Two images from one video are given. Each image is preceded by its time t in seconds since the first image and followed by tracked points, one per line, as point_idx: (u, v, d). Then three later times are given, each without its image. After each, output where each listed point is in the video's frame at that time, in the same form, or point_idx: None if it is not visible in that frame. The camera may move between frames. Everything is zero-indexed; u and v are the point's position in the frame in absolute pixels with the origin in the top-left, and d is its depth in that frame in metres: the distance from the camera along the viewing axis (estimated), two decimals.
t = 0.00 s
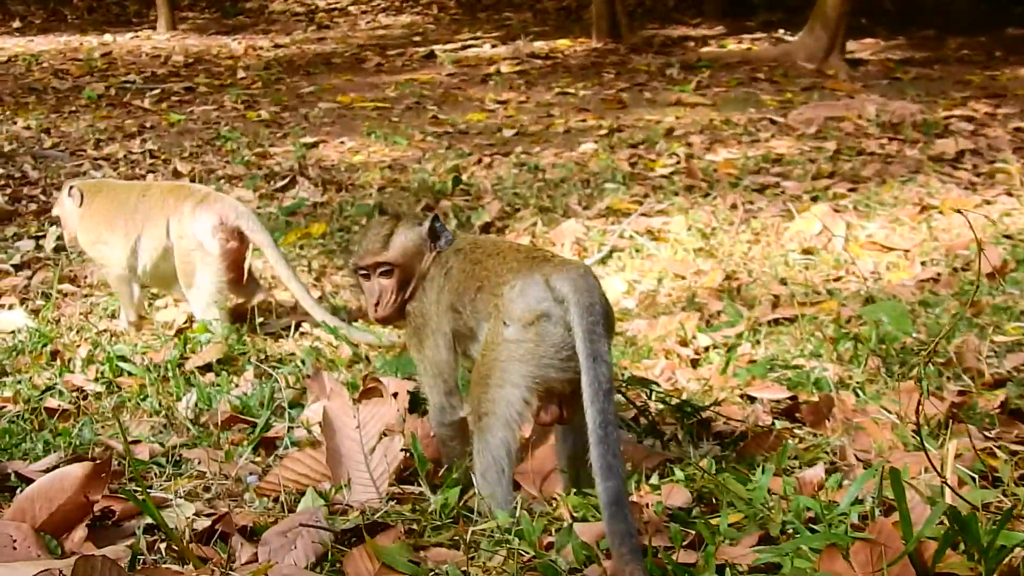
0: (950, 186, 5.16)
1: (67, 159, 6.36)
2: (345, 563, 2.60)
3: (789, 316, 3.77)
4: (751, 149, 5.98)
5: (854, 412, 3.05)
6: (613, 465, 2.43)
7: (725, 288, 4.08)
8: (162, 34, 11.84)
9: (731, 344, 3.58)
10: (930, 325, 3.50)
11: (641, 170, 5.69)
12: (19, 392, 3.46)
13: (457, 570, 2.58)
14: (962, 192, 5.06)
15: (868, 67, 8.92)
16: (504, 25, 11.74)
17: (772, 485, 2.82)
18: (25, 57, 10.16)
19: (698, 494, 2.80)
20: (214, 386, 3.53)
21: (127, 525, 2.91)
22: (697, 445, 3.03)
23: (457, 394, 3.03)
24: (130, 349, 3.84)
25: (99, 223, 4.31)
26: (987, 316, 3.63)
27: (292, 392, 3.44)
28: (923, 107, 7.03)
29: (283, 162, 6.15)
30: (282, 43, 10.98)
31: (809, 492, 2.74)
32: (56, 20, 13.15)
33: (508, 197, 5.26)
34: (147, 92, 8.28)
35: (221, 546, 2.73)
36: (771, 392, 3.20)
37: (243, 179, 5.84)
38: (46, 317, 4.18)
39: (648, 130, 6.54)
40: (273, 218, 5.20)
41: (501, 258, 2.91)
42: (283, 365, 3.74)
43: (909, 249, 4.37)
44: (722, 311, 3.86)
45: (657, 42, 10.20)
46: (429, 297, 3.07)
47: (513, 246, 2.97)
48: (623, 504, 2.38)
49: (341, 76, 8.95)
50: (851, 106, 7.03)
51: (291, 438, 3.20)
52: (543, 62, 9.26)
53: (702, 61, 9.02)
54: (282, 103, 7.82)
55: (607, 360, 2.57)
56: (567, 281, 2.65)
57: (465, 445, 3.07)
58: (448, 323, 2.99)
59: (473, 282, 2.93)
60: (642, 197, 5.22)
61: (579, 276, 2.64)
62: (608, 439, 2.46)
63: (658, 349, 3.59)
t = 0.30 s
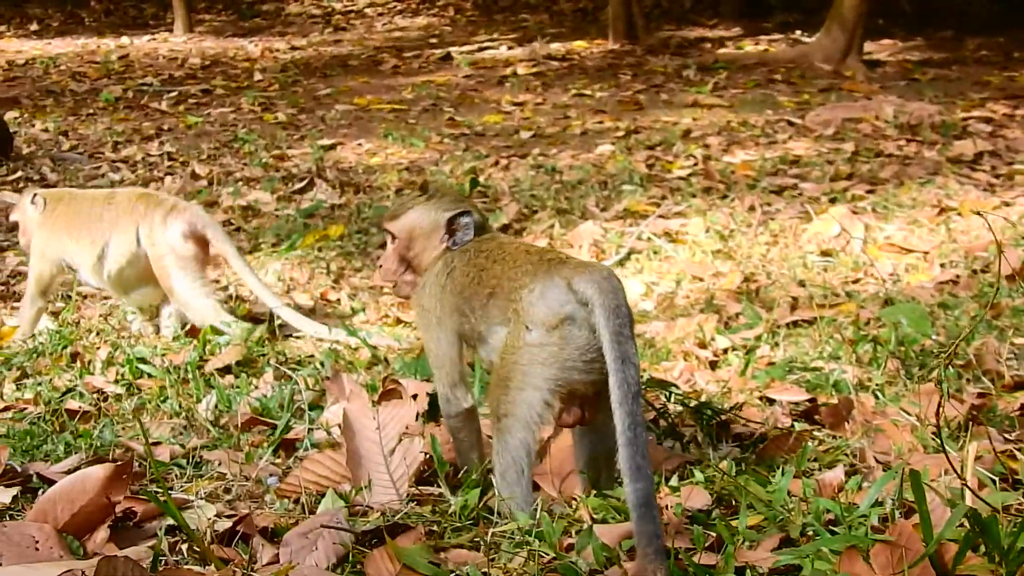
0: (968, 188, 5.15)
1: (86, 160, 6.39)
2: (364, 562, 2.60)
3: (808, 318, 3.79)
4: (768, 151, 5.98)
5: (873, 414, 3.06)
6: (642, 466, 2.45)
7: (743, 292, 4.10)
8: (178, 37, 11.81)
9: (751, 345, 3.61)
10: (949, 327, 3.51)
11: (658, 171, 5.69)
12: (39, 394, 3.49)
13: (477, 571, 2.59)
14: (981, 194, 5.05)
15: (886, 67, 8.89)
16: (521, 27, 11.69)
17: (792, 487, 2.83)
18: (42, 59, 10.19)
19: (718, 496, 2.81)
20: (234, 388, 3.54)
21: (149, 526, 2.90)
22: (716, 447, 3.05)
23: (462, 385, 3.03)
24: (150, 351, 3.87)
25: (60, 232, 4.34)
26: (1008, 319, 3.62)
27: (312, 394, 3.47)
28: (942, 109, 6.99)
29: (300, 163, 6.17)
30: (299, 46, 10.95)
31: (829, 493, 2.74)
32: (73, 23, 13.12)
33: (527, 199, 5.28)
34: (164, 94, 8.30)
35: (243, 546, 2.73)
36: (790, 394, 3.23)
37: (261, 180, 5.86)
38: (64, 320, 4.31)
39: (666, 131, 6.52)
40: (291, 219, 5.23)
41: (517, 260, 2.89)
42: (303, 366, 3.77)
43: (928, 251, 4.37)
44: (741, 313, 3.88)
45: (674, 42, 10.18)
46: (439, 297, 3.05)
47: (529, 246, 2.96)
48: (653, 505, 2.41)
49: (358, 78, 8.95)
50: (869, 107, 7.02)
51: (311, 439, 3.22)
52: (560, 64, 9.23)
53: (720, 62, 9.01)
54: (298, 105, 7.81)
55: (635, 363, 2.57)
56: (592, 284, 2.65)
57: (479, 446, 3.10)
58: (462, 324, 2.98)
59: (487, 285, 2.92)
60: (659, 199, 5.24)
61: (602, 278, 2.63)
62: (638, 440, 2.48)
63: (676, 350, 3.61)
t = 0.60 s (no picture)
0: (994, 190, 5.12)
1: (112, 160, 6.43)
2: (388, 562, 2.57)
3: (833, 319, 3.81)
4: (794, 152, 5.98)
5: (897, 414, 3.06)
6: (665, 472, 2.42)
7: (768, 292, 4.12)
8: (205, 38, 11.85)
9: (776, 346, 3.62)
10: (973, 328, 3.51)
11: (683, 173, 5.70)
12: (64, 394, 3.52)
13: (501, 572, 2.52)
14: (1007, 195, 5.03)
15: (913, 69, 8.86)
16: (547, 28, 11.67)
17: (815, 487, 2.82)
18: (70, 60, 10.24)
19: (741, 496, 2.79)
20: (258, 389, 3.56)
21: (172, 525, 2.85)
22: (739, 447, 3.04)
23: (481, 379, 3.08)
24: (175, 352, 3.89)
25: (33, 223, 4.57)
26: None
27: (336, 395, 3.48)
28: (969, 110, 6.93)
29: (325, 164, 6.19)
30: (325, 47, 10.96)
31: (853, 494, 2.71)
32: (99, 24, 13.17)
33: (552, 202, 5.31)
34: (190, 95, 8.34)
35: (267, 547, 2.69)
36: (814, 394, 3.24)
37: (287, 181, 5.89)
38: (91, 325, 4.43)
39: (691, 132, 6.52)
40: (316, 220, 5.26)
41: (536, 264, 2.88)
42: (327, 366, 3.78)
43: (954, 252, 4.36)
44: (765, 314, 3.91)
45: (699, 42, 10.15)
46: (463, 300, 3.07)
47: (547, 250, 2.95)
48: (675, 510, 2.38)
49: (384, 79, 8.97)
50: (896, 108, 7.00)
51: (334, 439, 3.23)
52: (586, 65, 9.23)
53: (746, 63, 9.00)
54: (324, 106, 7.84)
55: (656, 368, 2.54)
56: (609, 287, 2.62)
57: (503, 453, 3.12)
58: (485, 326, 2.99)
59: (507, 289, 2.91)
60: (684, 200, 5.25)
61: (620, 283, 2.61)
62: (660, 446, 2.45)
63: (701, 352, 3.64)
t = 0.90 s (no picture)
0: (1008, 188, 5.12)
1: (125, 158, 6.44)
2: (402, 558, 2.56)
3: (846, 318, 3.82)
4: (806, 151, 5.98)
5: (910, 414, 3.06)
6: (673, 478, 2.34)
7: (781, 291, 4.13)
8: (218, 36, 11.86)
9: (790, 344, 3.63)
10: (987, 327, 3.50)
11: (696, 171, 5.70)
12: (77, 391, 3.53)
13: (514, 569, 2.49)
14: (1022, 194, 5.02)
15: (925, 67, 8.84)
16: (560, 26, 11.65)
17: (829, 485, 2.81)
18: (84, 58, 10.26)
19: (753, 494, 2.79)
20: (271, 386, 3.57)
21: (185, 522, 2.82)
22: (752, 446, 3.05)
23: (494, 374, 3.08)
24: (188, 349, 3.89)
25: None
26: None
27: (348, 392, 3.48)
28: (982, 109, 6.90)
29: (338, 162, 6.20)
30: (338, 45, 10.96)
31: (866, 492, 2.71)
32: (112, 21, 13.18)
33: (565, 200, 5.32)
34: (203, 93, 8.35)
35: (281, 544, 2.68)
36: (827, 393, 3.24)
37: (300, 180, 5.90)
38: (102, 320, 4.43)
39: (704, 131, 6.52)
40: (329, 218, 5.27)
41: (538, 264, 2.87)
42: (340, 363, 3.79)
43: (967, 251, 4.36)
44: (778, 312, 3.92)
45: (712, 41, 10.14)
46: (471, 295, 3.08)
47: (549, 249, 2.94)
48: (684, 516, 2.30)
49: (396, 77, 8.98)
50: (909, 107, 6.99)
51: (348, 436, 3.23)
52: (599, 64, 9.22)
53: (759, 62, 8.99)
54: (337, 104, 7.85)
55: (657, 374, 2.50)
56: (606, 291, 2.61)
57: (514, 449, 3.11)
58: (491, 323, 3.01)
59: (510, 288, 2.92)
60: (696, 199, 5.26)
61: (617, 287, 2.58)
62: (668, 452, 2.38)
63: (713, 351, 3.65)
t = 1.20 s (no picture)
0: (1015, 186, 5.12)
1: (132, 153, 6.45)
2: (408, 552, 2.56)
3: (853, 315, 3.82)
4: (813, 148, 5.98)
5: (916, 411, 3.07)
6: (682, 474, 2.35)
7: (787, 288, 4.14)
8: (226, 31, 11.86)
9: (796, 341, 3.64)
10: (995, 324, 3.51)
11: (703, 168, 5.70)
12: (84, 386, 3.54)
13: (521, 564, 2.48)
14: None
15: (933, 65, 8.83)
16: (567, 22, 11.63)
17: (835, 482, 2.81)
18: (91, 52, 10.26)
19: (759, 491, 2.78)
20: (277, 381, 3.58)
21: (192, 516, 2.82)
22: (758, 442, 3.06)
23: (494, 372, 3.07)
24: (194, 343, 3.90)
25: None
26: None
27: (355, 388, 3.49)
28: (990, 106, 6.90)
29: (345, 158, 6.21)
30: (345, 40, 10.96)
31: (872, 488, 2.71)
32: (120, 16, 13.17)
33: (572, 196, 5.32)
34: (210, 88, 8.35)
35: (287, 538, 2.67)
36: (833, 390, 3.25)
37: (307, 175, 5.90)
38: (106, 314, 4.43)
39: (711, 128, 6.52)
40: (336, 214, 5.27)
41: (545, 258, 2.87)
42: (347, 359, 3.79)
43: (974, 249, 4.36)
44: (785, 309, 3.93)
45: (720, 38, 10.12)
46: (473, 291, 3.08)
47: (556, 243, 2.94)
48: (692, 512, 2.29)
49: (403, 73, 8.97)
50: (916, 104, 6.98)
51: (354, 431, 3.24)
52: (606, 60, 9.21)
53: (767, 59, 8.98)
54: (344, 99, 7.85)
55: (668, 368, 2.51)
56: (617, 285, 2.61)
57: (518, 447, 3.13)
58: (495, 318, 3.00)
59: (515, 282, 2.92)
60: (703, 195, 5.27)
61: (628, 280, 2.58)
62: (678, 447, 2.39)
63: (720, 347, 3.66)
